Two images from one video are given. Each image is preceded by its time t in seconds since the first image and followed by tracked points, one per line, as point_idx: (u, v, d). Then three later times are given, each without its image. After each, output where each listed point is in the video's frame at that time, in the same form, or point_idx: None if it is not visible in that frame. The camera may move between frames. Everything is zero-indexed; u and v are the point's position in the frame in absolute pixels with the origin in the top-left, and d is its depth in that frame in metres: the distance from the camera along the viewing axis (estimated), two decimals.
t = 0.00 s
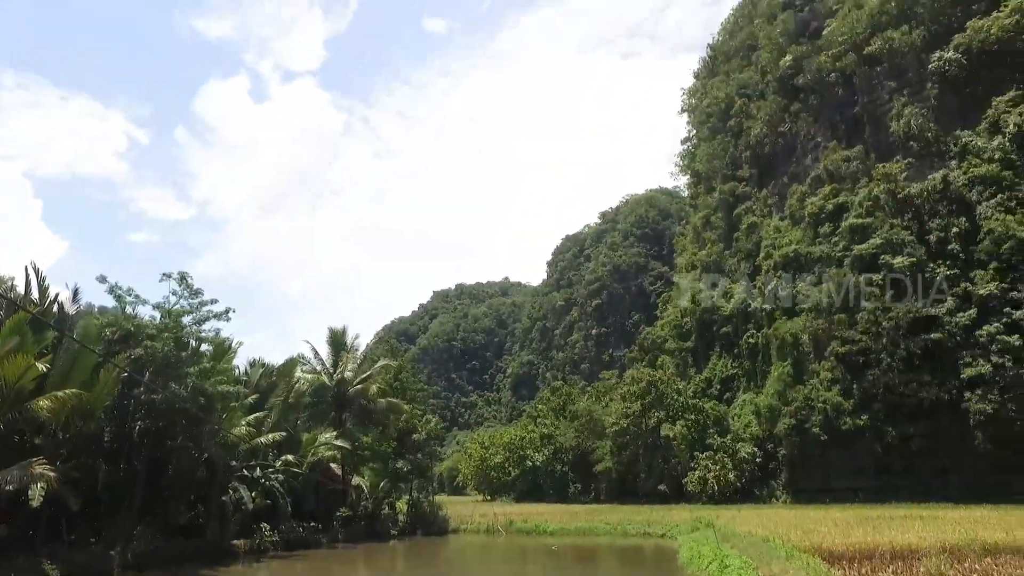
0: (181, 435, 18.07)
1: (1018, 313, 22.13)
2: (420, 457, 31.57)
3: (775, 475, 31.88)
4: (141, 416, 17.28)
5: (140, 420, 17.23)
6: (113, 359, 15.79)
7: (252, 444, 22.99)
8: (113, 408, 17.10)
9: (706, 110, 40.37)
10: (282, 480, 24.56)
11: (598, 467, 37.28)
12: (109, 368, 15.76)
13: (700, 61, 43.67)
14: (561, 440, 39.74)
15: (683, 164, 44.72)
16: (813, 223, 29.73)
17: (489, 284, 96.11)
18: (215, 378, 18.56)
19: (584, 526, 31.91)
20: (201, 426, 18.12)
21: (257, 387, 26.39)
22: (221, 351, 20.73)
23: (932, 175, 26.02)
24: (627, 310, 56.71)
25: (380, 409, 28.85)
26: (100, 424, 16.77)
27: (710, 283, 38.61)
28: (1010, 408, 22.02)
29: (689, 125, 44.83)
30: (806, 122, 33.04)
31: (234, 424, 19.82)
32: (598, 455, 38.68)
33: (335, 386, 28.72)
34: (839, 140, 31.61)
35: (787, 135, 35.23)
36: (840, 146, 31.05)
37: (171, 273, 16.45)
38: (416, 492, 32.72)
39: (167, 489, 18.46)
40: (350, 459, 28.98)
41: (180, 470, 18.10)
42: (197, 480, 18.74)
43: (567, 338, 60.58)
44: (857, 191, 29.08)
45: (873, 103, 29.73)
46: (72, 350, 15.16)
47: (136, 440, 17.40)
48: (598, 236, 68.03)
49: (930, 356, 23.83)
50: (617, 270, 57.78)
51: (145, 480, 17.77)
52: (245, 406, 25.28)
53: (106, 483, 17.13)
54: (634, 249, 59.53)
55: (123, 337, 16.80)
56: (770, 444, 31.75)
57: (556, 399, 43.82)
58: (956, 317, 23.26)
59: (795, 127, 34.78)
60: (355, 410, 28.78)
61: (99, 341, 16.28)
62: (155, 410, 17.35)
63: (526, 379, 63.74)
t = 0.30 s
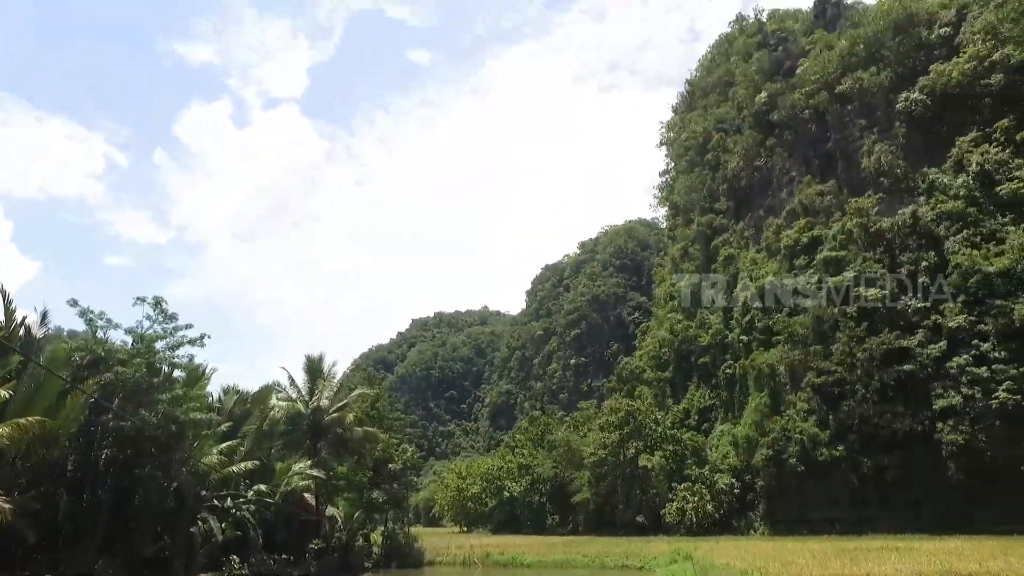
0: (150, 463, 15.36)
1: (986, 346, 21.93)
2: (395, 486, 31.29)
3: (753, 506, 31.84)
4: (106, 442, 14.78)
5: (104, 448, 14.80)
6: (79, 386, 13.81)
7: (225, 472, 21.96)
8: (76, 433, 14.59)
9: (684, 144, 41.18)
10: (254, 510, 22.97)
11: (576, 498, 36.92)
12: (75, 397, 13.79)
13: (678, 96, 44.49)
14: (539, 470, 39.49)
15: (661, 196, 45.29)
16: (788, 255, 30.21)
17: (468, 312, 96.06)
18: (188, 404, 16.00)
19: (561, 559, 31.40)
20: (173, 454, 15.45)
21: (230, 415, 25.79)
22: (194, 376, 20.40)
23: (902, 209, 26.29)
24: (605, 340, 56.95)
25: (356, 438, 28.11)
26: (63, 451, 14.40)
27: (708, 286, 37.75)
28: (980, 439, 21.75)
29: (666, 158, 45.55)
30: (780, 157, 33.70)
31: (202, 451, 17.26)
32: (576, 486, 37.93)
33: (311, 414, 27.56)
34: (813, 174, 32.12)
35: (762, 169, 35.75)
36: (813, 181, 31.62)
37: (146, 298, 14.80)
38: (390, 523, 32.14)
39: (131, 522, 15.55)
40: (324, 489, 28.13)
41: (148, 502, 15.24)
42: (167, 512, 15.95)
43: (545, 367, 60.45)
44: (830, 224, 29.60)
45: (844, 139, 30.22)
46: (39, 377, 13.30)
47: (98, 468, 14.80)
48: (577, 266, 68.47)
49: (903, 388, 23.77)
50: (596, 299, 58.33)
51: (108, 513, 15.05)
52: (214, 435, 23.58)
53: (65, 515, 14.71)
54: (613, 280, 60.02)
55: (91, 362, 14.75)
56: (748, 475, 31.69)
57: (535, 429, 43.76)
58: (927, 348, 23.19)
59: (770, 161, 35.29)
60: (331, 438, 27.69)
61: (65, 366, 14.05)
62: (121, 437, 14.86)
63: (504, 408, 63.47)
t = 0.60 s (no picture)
0: (120, 489, 14.71)
1: (960, 374, 22.12)
2: (372, 513, 31.09)
3: (734, 534, 31.75)
4: (74, 467, 14.13)
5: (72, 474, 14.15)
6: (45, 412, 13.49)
7: (198, 498, 21.32)
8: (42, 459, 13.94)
9: (666, 173, 41.78)
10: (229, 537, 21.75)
11: (556, 526, 36.52)
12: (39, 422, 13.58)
13: (660, 126, 45.16)
14: (519, 497, 39.16)
15: (642, 224, 45.71)
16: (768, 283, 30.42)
17: (449, 337, 95.73)
18: (162, 428, 15.46)
19: None
20: (145, 479, 14.87)
21: (206, 440, 24.97)
22: (170, 399, 20.12)
23: (878, 239, 26.72)
24: (587, 366, 57.04)
25: (334, 463, 27.43)
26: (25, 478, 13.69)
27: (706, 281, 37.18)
28: (955, 466, 21.61)
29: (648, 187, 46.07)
30: (759, 187, 34.32)
31: (176, 476, 16.68)
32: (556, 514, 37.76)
33: (288, 438, 26.81)
34: (792, 205, 32.61)
35: (742, 199, 36.16)
36: (791, 211, 32.09)
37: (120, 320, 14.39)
38: (368, 551, 31.60)
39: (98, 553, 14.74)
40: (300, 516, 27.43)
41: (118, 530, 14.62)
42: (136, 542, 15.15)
43: (526, 393, 60.15)
44: (809, 252, 30.01)
45: (822, 170, 30.76)
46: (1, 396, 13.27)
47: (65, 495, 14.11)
48: (559, 292, 68.71)
49: (881, 416, 23.76)
50: (578, 326, 58.59)
51: (74, 541, 14.40)
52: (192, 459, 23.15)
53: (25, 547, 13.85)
54: (594, 306, 60.31)
55: (62, 385, 14.38)
56: (728, 503, 31.60)
57: (515, 455, 43.56)
58: (904, 376, 23.17)
59: (750, 191, 35.74)
60: (308, 463, 26.91)
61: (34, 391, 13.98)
62: (91, 462, 14.22)
63: (484, 434, 63.05)
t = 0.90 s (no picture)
0: (82, 519, 14.25)
1: (932, 407, 21.83)
2: (346, 544, 30.76)
3: (711, 566, 31.64)
4: (33, 496, 13.82)
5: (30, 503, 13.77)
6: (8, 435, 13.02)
7: (167, 528, 19.68)
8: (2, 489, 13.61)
9: (645, 205, 42.31)
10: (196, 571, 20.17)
11: (533, 557, 36.16)
12: None
13: (639, 158, 45.74)
14: (495, 528, 38.74)
15: (622, 255, 46.06)
16: (745, 314, 30.37)
17: (428, 365, 95.22)
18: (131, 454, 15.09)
19: None
20: (107, 509, 14.43)
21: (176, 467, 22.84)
22: (139, 426, 19.68)
23: (851, 272, 27.09)
24: (565, 396, 57.03)
25: (308, 493, 26.98)
26: None
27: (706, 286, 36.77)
28: (931, 499, 21.12)
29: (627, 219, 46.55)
30: (737, 221, 34.85)
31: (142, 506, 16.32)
32: (533, 545, 37.38)
33: (262, 466, 26.34)
34: (769, 238, 33.06)
35: (720, 232, 36.57)
36: (768, 244, 32.49)
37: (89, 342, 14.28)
38: None
39: None
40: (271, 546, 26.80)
41: (76, 564, 14.15)
42: None
43: (504, 423, 59.79)
44: (786, 286, 30.15)
45: (797, 204, 31.25)
46: None
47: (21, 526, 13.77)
48: (538, 321, 68.82)
49: (856, 447, 23.53)
50: (557, 356, 58.65)
51: None
52: (158, 487, 21.61)
53: None
54: (573, 336, 60.48)
55: (25, 410, 14.12)
56: (706, 535, 31.50)
57: (492, 485, 43.23)
58: (879, 409, 23.07)
59: (727, 224, 36.17)
60: (281, 492, 26.40)
61: None
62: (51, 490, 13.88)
63: (462, 463, 62.59)
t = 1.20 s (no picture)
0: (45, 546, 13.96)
1: (909, 436, 21.97)
2: (322, 572, 30.22)
3: None
4: None
5: None
6: None
7: (135, 554, 18.94)
8: None
9: (627, 233, 42.66)
10: None
11: None
12: None
13: (622, 186, 46.14)
14: (474, 555, 38.27)
15: (604, 282, 46.29)
16: (726, 342, 30.58)
17: (408, 389, 94.52)
18: (101, 478, 14.85)
19: None
20: (71, 535, 14.06)
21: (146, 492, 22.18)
22: (109, 449, 19.31)
23: (829, 302, 27.64)
24: (546, 422, 56.85)
25: (283, 519, 26.49)
26: None
27: (708, 285, 35.63)
28: (908, 529, 21.12)
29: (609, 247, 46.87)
30: (717, 250, 35.22)
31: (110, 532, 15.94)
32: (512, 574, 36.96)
33: (236, 491, 25.91)
34: (749, 267, 33.59)
35: (701, 260, 36.90)
36: (749, 272, 32.93)
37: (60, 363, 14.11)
38: None
39: None
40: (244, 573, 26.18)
41: None
42: None
43: (484, 449, 59.38)
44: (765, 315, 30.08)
45: (777, 234, 31.73)
46: None
47: None
48: (520, 347, 68.74)
49: (835, 476, 23.41)
50: (538, 382, 58.54)
51: None
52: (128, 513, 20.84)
53: None
54: (555, 362, 60.42)
55: None
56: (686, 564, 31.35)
57: (471, 512, 42.81)
58: (857, 438, 23.15)
59: (708, 253, 36.49)
60: (255, 519, 25.92)
61: None
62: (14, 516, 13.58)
63: (440, 490, 62.00)
